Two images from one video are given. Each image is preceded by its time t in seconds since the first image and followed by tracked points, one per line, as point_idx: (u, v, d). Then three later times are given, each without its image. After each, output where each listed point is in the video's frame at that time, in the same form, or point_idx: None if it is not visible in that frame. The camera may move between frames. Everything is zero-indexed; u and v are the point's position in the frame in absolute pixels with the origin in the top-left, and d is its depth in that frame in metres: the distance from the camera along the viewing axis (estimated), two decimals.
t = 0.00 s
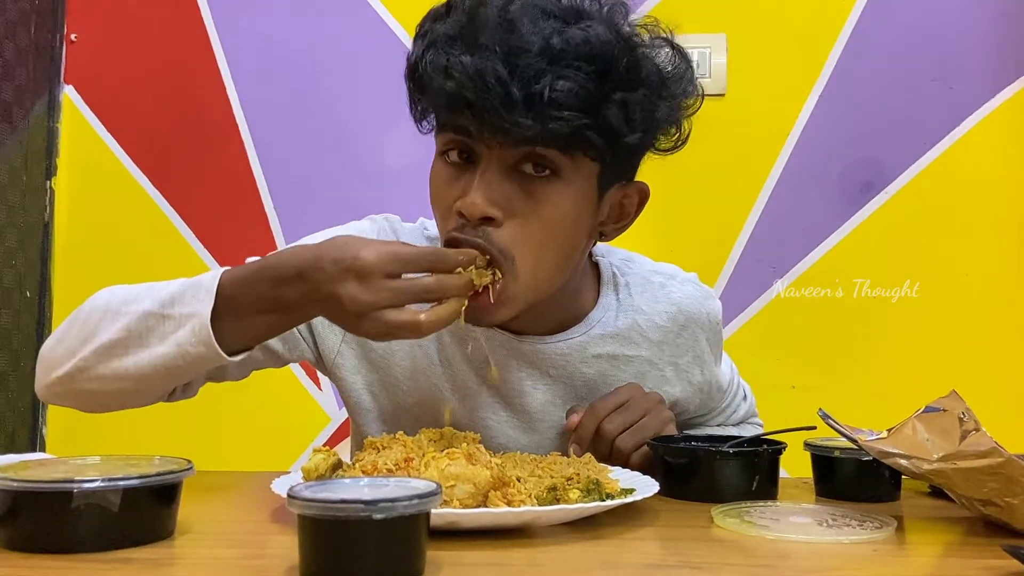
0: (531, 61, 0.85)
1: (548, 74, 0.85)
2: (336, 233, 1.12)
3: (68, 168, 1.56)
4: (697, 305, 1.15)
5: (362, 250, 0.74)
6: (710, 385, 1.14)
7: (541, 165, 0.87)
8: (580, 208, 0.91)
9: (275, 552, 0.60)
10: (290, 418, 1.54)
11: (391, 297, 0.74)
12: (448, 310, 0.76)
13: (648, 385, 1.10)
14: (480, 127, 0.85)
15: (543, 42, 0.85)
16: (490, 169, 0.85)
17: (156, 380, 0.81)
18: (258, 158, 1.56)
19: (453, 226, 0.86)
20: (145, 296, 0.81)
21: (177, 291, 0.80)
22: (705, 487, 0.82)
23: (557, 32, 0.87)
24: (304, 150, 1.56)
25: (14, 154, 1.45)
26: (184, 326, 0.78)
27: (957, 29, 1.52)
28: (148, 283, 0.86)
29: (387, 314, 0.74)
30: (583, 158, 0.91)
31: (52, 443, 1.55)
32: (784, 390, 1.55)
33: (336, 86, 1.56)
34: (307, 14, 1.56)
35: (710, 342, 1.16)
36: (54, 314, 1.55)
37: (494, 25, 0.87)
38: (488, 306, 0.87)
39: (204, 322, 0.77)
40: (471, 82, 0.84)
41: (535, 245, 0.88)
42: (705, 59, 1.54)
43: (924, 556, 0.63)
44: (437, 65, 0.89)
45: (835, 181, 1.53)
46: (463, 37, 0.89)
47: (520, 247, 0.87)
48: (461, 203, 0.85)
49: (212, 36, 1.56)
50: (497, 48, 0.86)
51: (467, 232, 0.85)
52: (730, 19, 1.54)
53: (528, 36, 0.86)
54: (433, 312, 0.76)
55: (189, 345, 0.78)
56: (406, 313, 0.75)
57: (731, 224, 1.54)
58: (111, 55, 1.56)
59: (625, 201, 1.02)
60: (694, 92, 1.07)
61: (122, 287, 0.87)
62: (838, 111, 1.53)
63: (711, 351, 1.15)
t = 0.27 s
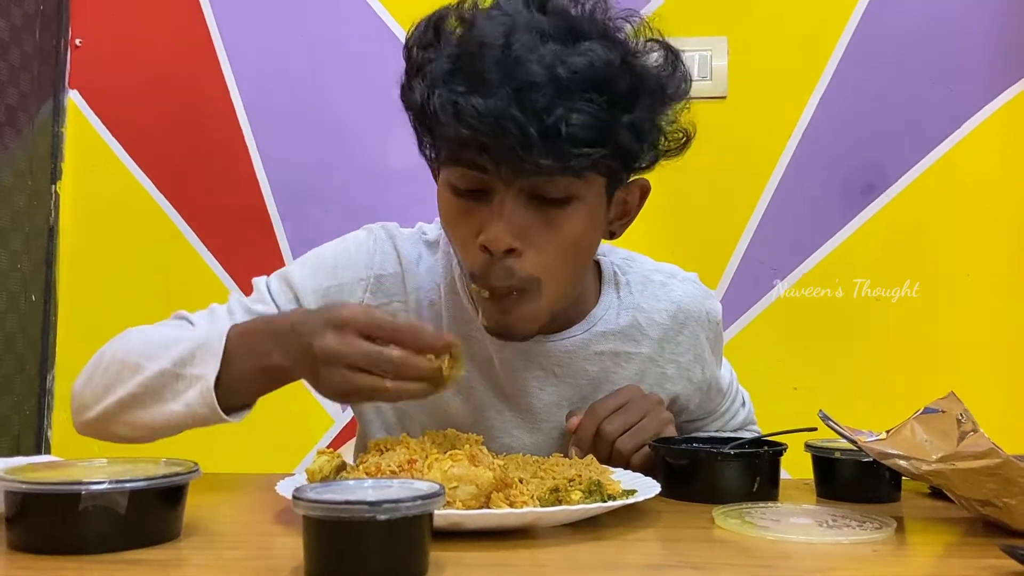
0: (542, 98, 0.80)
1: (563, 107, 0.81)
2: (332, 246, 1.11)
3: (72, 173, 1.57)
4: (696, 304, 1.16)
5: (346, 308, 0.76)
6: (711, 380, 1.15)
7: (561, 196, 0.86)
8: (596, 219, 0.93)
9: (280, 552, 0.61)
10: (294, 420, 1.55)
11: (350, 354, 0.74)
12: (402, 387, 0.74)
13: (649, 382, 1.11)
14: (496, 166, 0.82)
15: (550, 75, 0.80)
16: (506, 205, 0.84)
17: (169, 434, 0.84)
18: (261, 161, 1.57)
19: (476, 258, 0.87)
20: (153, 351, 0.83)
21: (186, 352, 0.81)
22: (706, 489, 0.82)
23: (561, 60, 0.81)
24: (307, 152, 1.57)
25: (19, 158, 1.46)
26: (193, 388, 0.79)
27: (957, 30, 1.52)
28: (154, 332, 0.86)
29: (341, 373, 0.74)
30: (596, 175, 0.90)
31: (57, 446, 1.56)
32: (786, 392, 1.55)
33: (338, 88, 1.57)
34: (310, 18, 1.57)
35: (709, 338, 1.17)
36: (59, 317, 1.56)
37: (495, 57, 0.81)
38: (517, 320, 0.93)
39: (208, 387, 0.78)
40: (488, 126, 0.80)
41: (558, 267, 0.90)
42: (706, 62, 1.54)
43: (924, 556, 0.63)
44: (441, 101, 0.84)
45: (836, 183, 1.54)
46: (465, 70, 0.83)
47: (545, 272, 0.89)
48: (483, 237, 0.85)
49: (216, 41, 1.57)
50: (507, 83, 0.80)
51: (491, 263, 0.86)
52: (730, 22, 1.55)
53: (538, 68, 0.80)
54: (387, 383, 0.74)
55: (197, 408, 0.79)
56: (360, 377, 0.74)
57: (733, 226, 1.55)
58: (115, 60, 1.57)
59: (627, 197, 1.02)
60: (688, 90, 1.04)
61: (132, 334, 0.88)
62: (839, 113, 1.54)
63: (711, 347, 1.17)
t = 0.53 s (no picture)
0: (555, 115, 0.79)
1: (577, 124, 0.80)
2: (329, 263, 1.15)
3: (76, 175, 1.57)
4: (695, 299, 1.17)
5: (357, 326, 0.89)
6: (710, 375, 1.16)
7: (571, 203, 0.86)
8: (599, 217, 0.93)
9: (285, 553, 0.61)
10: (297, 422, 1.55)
11: (358, 360, 0.86)
12: (399, 396, 0.83)
13: (650, 377, 1.11)
14: (511, 181, 0.82)
15: (562, 90, 0.80)
16: (516, 216, 0.84)
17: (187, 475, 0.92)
18: (264, 163, 1.57)
19: (490, 263, 0.88)
20: (168, 402, 0.90)
21: (201, 403, 0.89)
22: (711, 490, 0.82)
23: (573, 75, 0.81)
24: (310, 155, 1.57)
25: (24, 161, 1.46)
26: (207, 438, 0.88)
27: (960, 31, 1.52)
28: (169, 380, 0.94)
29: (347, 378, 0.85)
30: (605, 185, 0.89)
31: (61, 448, 1.57)
32: (790, 393, 1.55)
33: (341, 91, 1.57)
34: (313, 20, 1.58)
35: (708, 333, 1.17)
36: (64, 320, 1.57)
37: (507, 74, 0.80)
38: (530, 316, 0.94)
39: (223, 437, 0.87)
40: (504, 145, 0.79)
41: (569, 269, 0.91)
42: (709, 63, 1.54)
43: (929, 556, 0.63)
44: (454, 117, 0.83)
45: (840, 184, 1.53)
46: (477, 86, 0.82)
47: (557, 274, 0.90)
48: (496, 245, 0.86)
49: (220, 44, 1.57)
50: (521, 101, 0.79)
51: (504, 268, 0.88)
52: (733, 23, 1.55)
53: (552, 85, 0.80)
54: (387, 391, 0.84)
55: (213, 455, 0.87)
56: (363, 384, 0.84)
57: (736, 227, 1.55)
58: (119, 63, 1.58)
59: (629, 194, 1.01)
60: (692, 91, 1.03)
61: (148, 382, 0.96)
62: (842, 114, 1.54)
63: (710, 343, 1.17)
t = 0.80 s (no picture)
0: (563, 120, 0.79)
1: (584, 129, 0.80)
2: (323, 270, 1.13)
3: (79, 177, 1.57)
4: (695, 299, 1.16)
5: (360, 329, 0.90)
6: (712, 375, 1.15)
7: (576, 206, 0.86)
8: (602, 215, 0.92)
9: (287, 555, 0.61)
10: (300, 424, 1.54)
11: (363, 358, 0.86)
12: (404, 388, 0.84)
13: (651, 377, 1.10)
14: (517, 185, 0.81)
15: (569, 94, 0.79)
16: (520, 218, 0.83)
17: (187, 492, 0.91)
18: (267, 164, 1.57)
19: (489, 266, 0.87)
20: (166, 419, 0.89)
21: (200, 419, 0.87)
22: (717, 492, 0.81)
23: (579, 78, 0.80)
24: (312, 155, 1.57)
25: (26, 163, 1.46)
26: (205, 454, 0.85)
27: (965, 30, 1.52)
28: (168, 396, 0.93)
29: (351, 374, 0.85)
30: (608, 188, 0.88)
31: (64, 450, 1.56)
32: (795, 395, 1.54)
33: (343, 91, 1.57)
34: (316, 20, 1.57)
35: (709, 334, 1.17)
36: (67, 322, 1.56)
37: (513, 77, 0.79)
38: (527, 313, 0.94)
39: (220, 455, 0.85)
40: (511, 151, 0.78)
41: (568, 272, 0.91)
42: (713, 63, 1.54)
43: (938, 559, 0.62)
44: (459, 122, 0.82)
45: (844, 184, 1.53)
46: (483, 90, 0.81)
47: (558, 277, 0.89)
48: (500, 248, 0.85)
49: (223, 45, 1.57)
50: (528, 107, 0.79)
51: (506, 270, 0.87)
52: (737, 23, 1.54)
53: (559, 90, 0.79)
54: (391, 384, 0.84)
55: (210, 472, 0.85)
56: (368, 377, 0.85)
57: (741, 227, 1.54)
58: (121, 64, 1.57)
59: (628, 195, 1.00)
60: (695, 90, 1.03)
61: (147, 397, 0.95)
62: (847, 114, 1.53)
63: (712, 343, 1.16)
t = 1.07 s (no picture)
0: (568, 132, 0.79)
1: (588, 140, 0.80)
2: (324, 271, 1.14)
3: (82, 179, 1.57)
4: (693, 300, 1.16)
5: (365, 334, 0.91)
6: (710, 376, 1.15)
7: (581, 213, 0.86)
8: (605, 217, 0.93)
9: (288, 557, 0.61)
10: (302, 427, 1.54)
11: (366, 361, 0.87)
12: (406, 387, 0.84)
13: (649, 378, 1.10)
14: (523, 197, 0.81)
15: (573, 106, 0.79)
16: (525, 226, 0.83)
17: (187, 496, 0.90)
18: (269, 166, 1.57)
19: (495, 272, 0.88)
20: (168, 423, 0.89)
21: (201, 423, 0.87)
22: (717, 494, 0.81)
23: (582, 89, 0.80)
24: (314, 158, 1.57)
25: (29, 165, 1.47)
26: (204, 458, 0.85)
27: (968, 31, 1.52)
28: (171, 400, 0.93)
29: (354, 376, 0.86)
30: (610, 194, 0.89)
31: (67, 452, 1.57)
32: (797, 397, 1.54)
33: (345, 93, 1.57)
34: (318, 22, 1.57)
35: (708, 335, 1.17)
36: (69, 324, 1.57)
37: (516, 90, 0.79)
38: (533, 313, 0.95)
39: (221, 459, 0.85)
40: (519, 165, 0.78)
41: (573, 276, 0.92)
42: (715, 65, 1.54)
43: (939, 561, 0.62)
44: (465, 136, 0.80)
45: (846, 186, 1.53)
46: (487, 103, 0.80)
47: (563, 282, 0.90)
48: (507, 257, 0.85)
49: (225, 47, 1.58)
50: (534, 120, 0.78)
51: (514, 277, 0.87)
52: (739, 25, 1.54)
53: (564, 102, 0.78)
54: (393, 383, 0.85)
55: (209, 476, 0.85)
56: (371, 378, 0.85)
57: (742, 229, 1.54)
58: (124, 67, 1.58)
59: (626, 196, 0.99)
60: (690, 94, 1.03)
61: (150, 401, 0.95)
62: (849, 115, 1.53)
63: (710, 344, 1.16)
